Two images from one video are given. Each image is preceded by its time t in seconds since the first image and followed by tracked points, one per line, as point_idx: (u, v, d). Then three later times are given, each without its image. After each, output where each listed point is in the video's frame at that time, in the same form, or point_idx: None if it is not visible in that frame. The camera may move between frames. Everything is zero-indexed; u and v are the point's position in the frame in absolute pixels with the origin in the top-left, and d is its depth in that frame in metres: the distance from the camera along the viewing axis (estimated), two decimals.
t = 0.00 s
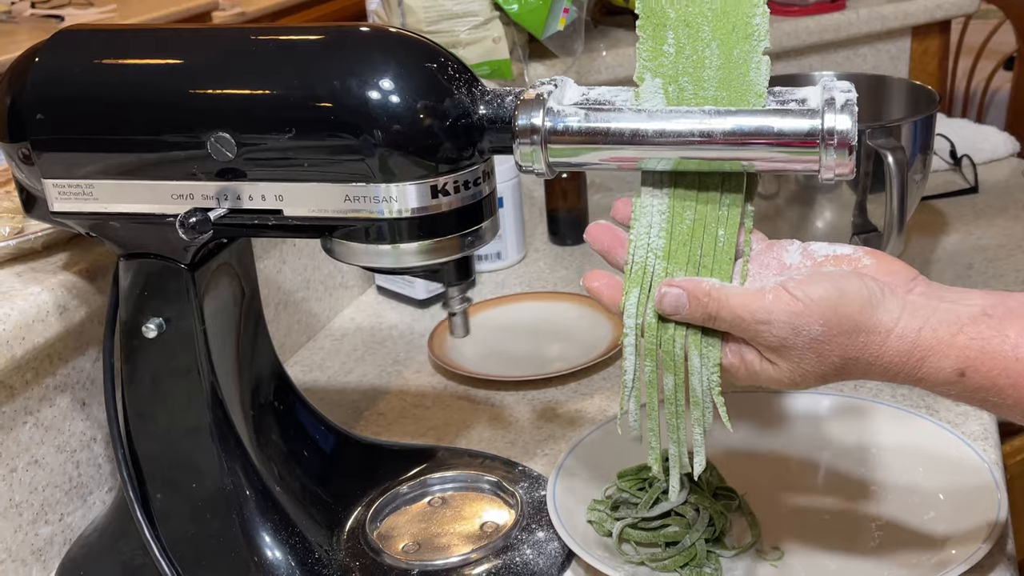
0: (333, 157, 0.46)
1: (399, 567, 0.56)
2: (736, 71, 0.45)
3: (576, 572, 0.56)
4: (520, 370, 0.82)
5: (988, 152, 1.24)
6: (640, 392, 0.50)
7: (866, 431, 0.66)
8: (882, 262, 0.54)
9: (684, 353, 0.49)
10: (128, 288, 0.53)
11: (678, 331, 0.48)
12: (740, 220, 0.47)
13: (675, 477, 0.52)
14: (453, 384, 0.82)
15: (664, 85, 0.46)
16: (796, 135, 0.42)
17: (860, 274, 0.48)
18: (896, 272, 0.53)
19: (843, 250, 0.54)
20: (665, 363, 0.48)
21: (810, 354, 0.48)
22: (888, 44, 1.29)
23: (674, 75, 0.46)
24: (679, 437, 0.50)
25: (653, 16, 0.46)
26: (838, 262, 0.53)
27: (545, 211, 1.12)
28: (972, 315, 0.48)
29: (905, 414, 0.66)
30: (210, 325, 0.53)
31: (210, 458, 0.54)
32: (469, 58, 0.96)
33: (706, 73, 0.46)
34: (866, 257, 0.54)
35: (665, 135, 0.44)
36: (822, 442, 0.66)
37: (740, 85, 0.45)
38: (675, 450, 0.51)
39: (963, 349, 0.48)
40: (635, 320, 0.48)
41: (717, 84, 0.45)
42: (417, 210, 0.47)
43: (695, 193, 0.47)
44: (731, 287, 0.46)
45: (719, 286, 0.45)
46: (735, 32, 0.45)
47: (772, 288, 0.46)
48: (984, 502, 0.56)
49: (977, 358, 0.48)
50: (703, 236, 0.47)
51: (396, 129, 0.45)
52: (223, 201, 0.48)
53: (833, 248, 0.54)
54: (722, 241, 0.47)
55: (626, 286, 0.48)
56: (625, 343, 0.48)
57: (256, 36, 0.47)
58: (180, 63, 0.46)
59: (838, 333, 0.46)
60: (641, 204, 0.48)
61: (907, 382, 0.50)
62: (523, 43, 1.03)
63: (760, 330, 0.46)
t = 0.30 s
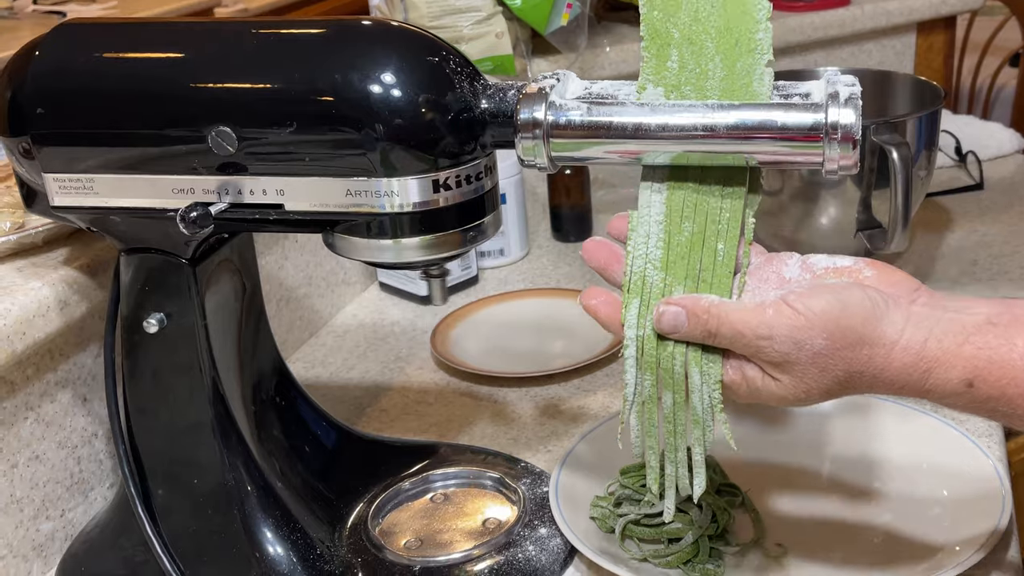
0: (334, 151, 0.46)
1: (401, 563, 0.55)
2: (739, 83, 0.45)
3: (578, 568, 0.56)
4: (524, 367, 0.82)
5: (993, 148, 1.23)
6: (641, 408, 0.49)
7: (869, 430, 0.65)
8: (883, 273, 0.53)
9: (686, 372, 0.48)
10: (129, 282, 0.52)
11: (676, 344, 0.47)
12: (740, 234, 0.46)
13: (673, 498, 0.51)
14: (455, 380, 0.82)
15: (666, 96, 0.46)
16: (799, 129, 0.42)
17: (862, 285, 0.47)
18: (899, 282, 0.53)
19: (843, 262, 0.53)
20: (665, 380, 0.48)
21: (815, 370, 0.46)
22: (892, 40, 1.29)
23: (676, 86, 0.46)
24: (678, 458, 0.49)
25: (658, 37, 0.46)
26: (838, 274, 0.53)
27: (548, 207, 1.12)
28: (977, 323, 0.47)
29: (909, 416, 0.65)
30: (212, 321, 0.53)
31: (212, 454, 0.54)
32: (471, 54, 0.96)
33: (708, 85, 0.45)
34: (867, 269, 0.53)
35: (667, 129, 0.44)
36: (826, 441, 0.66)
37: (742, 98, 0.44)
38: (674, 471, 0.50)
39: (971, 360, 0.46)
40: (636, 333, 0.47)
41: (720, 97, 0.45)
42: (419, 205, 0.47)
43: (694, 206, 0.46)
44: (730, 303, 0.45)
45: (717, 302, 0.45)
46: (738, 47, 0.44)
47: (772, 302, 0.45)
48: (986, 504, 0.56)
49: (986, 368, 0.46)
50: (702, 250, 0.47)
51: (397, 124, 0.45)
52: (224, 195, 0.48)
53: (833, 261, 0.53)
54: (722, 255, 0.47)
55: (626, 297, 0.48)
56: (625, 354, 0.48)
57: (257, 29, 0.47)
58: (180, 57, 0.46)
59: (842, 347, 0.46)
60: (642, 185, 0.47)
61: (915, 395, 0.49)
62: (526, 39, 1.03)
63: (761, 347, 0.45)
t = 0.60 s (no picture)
0: (334, 146, 0.45)
1: (401, 560, 0.55)
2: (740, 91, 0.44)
3: (579, 565, 0.56)
4: (526, 365, 0.82)
5: (998, 146, 1.23)
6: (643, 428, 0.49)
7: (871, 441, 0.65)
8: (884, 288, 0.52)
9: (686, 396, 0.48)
10: (129, 279, 0.52)
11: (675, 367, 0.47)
12: (739, 252, 0.46)
13: (675, 519, 0.51)
14: (457, 377, 0.81)
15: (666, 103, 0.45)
16: (802, 124, 0.42)
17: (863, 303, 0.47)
18: (899, 297, 0.52)
19: (843, 278, 0.53)
20: (665, 403, 0.47)
21: (818, 389, 0.45)
22: (897, 37, 1.29)
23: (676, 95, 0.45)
24: (680, 480, 0.49)
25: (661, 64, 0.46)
26: (836, 291, 0.53)
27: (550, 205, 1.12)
28: (979, 337, 0.46)
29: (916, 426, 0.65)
30: (212, 319, 0.53)
31: (213, 451, 0.54)
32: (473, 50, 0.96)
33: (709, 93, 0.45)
34: (867, 283, 0.53)
35: (668, 124, 0.43)
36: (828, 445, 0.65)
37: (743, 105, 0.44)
38: (675, 492, 0.50)
39: (975, 375, 0.45)
40: (635, 352, 0.47)
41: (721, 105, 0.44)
42: (419, 200, 0.47)
43: (692, 224, 0.46)
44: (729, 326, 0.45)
45: (715, 325, 0.45)
46: (743, 63, 0.45)
47: (772, 323, 0.45)
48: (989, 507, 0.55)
49: (990, 383, 0.45)
50: (701, 269, 0.47)
51: (397, 118, 0.45)
52: (223, 190, 0.48)
53: (831, 277, 0.53)
54: (721, 273, 0.47)
55: (625, 316, 0.48)
56: (625, 375, 0.48)
57: (258, 23, 0.47)
58: (179, 51, 0.46)
59: (844, 366, 0.45)
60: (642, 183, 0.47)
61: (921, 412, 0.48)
62: (528, 35, 1.03)
63: (762, 369, 0.45)
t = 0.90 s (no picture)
0: (337, 141, 0.45)
1: (405, 556, 0.55)
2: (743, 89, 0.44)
3: (584, 562, 0.56)
4: (531, 362, 0.82)
5: (1004, 143, 1.23)
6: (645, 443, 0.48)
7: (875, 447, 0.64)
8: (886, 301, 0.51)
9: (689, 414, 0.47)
10: (132, 274, 0.52)
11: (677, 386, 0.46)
12: (742, 268, 0.46)
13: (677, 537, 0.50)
14: (461, 375, 0.81)
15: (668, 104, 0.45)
16: (807, 119, 0.42)
17: (866, 316, 0.46)
18: (903, 308, 0.51)
19: (845, 291, 0.52)
20: (667, 421, 0.46)
21: (823, 405, 0.45)
22: (903, 34, 1.29)
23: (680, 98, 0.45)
24: (682, 498, 0.49)
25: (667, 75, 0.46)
26: (839, 304, 0.52)
27: (554, 202, 1.12)
28: (987, 348, 0.46)
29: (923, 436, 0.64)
30: (214, 316, 0.53)
31: (216, 447, 0.53)
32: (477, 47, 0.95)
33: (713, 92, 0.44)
34: (869, 296, 0.52)
35: (674, 118, 0.43)
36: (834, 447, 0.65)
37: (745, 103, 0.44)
38: (677, 511, 0.49)
39: (984, 386, 0.45)
40: (636, 366, 0.46)
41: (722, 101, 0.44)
42: (423, 194, 0.46)
43: (695, 239, 0.46)
44: (731, 342, 0.44)
45: (716, 341, 0.44)
46: (748, 71, 0.44)
47: (774, 338, 0.44)
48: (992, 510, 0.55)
49: (999, 394, 0.45)
50: (703, 284, 0.46)
51: (401, 113, 0.44)
52: (226, 184, 0.48)
53: (834, 290, 0.53)
54: (724, 288, 0.46)
55: (625, 330, 0.47)
56: (626, 390, 0.47)
57: (262, 17, 0.46)
58: (182, 45, 0.46)
59: (848, 381, 0.44)
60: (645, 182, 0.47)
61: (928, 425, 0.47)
62: (531, 32, 1.03)
63: (765, 385, 0.44)
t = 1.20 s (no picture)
0: (340, 136, 0.45)
1: (408, 553, 0.55)
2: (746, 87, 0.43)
3: (586, 559, 0.56)
4: (534, 359, 0.81)
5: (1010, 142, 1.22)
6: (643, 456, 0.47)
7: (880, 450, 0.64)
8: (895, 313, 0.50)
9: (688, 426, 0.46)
10: (134, 270, 0.52)
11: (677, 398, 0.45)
12: (745, 280, 0.46)
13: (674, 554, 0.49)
14: (464, 372, 0.81)
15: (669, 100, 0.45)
16: (812, 114, 0.41)
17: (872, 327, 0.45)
18: (910, 318, 0.49)
19: (849, 302, 0.50)
20: (665, 432, 0.45)
21: (825, 417, 0.44)
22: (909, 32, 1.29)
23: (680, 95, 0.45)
24: (679, 514, 0.47)
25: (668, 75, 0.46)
26: (843, 316, 0.50)
27: (558, 200, 1.11)
28: (996, 358, 0.44)
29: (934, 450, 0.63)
30: (217, 312, 0.53)
31: (218, 444, 0.53)
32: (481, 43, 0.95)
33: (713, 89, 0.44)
34: (874, 307, 0.50)
35: (677, 113, 0.43)
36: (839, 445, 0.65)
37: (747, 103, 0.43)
38: (674, 527, 0.48)
39: (995, 398, 0.43)
40: (634, 375, 0.45)
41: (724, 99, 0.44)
42: (425, 189, 0.46)
43: (698, 249, 0.46)
44: (732, 352, 0.44)
45: (716, 351, 0.44)
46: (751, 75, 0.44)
47: (776, 349, 0.44)
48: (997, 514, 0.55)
49: (1011, 407, 0.43)
50: (705, 295, 0.46)
51: (404, 108, 0.44)
52: (228, 179, 0.47)
53: (838, 301, 0.51)
54: (727, 300, 0.45)
55: (625, 338, 0.46)
56: (624, 400, 0.45)
57: (264, 11, 0.46)
58: (184, 39, 0.45)
59: (850, 394, 0.43)
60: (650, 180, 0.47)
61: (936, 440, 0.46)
62: (536, 29, 1.03)
63: (766, 397, 0.43)
